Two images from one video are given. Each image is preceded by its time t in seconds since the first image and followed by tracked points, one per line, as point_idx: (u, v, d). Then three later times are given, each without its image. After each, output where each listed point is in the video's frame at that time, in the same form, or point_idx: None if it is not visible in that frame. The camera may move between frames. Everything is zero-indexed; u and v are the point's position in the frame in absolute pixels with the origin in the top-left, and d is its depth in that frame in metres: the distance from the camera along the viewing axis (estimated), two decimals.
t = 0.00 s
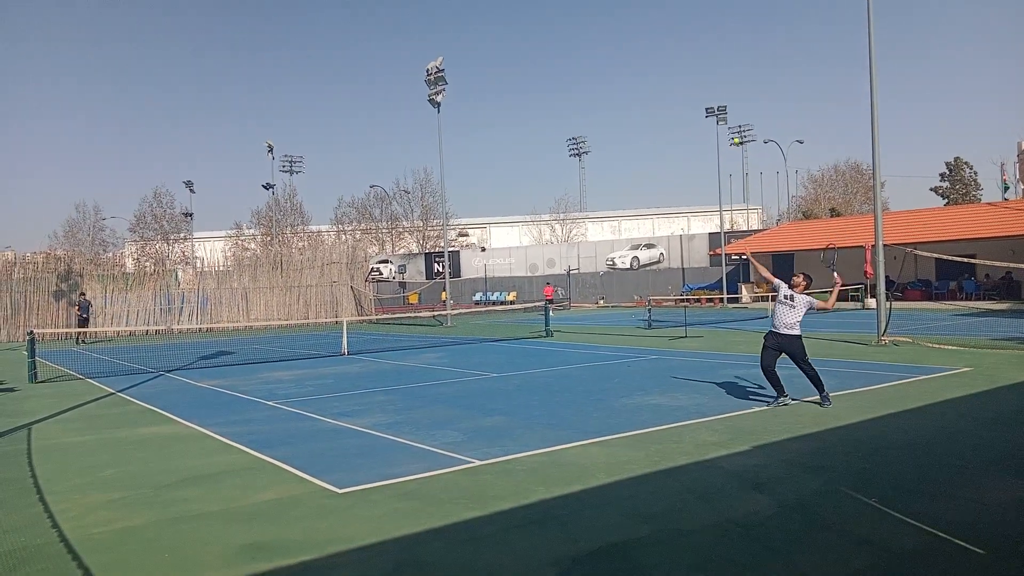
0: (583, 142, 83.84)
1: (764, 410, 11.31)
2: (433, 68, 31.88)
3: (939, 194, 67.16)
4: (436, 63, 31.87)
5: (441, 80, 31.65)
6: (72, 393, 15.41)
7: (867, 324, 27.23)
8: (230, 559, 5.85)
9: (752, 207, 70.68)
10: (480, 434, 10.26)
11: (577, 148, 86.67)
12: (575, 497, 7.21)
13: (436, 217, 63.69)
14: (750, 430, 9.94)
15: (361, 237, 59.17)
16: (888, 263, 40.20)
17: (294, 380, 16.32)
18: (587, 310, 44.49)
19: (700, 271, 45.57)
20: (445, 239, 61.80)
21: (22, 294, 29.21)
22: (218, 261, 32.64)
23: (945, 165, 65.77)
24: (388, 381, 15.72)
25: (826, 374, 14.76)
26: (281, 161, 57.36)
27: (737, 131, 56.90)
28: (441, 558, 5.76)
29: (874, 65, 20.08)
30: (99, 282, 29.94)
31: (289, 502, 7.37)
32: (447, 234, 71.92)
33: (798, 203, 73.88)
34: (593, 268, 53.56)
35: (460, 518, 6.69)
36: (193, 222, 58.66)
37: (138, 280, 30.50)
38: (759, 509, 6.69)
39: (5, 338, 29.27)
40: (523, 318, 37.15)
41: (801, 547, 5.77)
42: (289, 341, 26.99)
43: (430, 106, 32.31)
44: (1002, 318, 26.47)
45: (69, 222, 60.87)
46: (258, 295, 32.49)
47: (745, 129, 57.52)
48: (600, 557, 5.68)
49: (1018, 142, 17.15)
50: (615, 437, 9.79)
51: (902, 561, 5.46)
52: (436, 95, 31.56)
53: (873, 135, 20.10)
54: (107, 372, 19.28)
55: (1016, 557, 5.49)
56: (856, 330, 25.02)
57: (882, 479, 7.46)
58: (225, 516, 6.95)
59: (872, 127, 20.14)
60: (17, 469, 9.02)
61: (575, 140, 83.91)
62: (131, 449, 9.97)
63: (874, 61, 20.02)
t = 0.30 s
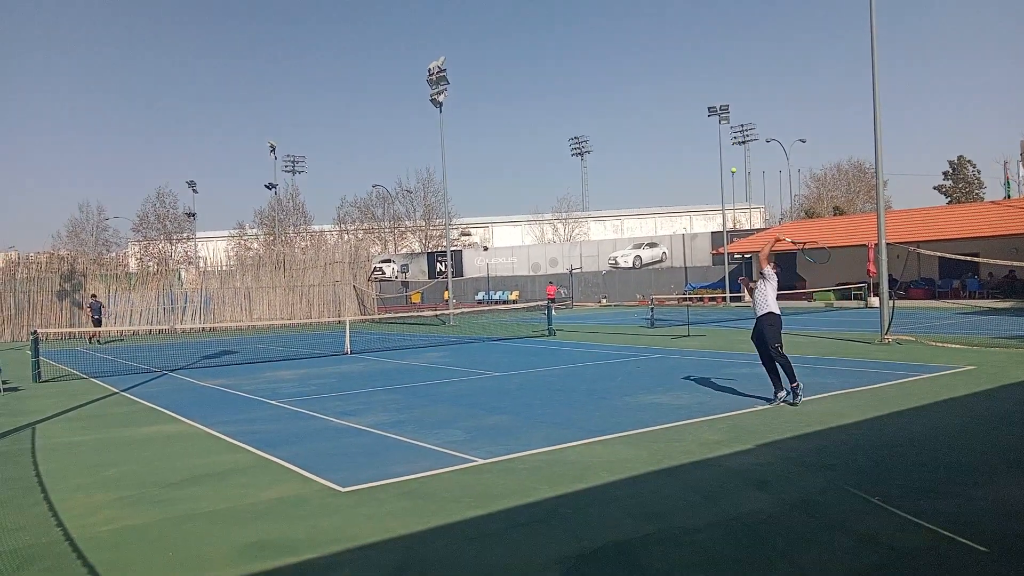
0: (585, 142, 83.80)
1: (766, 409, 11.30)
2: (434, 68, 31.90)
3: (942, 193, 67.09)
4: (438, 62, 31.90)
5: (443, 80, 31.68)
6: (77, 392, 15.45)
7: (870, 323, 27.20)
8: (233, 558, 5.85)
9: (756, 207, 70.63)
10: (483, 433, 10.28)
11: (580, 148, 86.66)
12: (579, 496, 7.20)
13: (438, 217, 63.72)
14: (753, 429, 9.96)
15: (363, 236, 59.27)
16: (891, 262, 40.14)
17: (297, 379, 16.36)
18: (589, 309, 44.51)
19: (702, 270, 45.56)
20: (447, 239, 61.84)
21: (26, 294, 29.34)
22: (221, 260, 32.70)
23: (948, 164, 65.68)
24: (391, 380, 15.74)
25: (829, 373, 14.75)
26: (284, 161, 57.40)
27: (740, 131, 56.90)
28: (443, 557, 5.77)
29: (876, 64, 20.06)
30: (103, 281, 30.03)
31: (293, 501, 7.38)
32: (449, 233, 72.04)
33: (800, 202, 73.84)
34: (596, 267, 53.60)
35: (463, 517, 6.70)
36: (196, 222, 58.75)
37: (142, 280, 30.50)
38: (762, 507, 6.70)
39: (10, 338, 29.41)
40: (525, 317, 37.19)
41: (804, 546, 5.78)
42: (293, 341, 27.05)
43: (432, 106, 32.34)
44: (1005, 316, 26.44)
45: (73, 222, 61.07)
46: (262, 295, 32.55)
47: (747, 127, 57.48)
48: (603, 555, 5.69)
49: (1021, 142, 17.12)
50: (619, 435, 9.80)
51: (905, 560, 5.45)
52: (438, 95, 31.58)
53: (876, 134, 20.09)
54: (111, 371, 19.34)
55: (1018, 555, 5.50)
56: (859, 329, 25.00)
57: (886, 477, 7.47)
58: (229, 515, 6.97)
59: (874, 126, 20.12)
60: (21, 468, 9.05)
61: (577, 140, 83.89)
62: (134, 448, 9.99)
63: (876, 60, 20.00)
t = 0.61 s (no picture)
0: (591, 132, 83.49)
1: (775, 399, 11.27)
2: (440, 58, 31.79)
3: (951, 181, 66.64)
4: (443, 53, 31.80)
5: (448, 71, 31.59)
6: (86, 384, 15.51)
7: (878, 313, 27.10)
8: (243, 548, 5.88)
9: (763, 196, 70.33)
10: (491, 423, 10.30)
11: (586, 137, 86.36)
12: (587, 486, 7.21)
13: (444, 208, 63.67)
14: (761, 419, 9.94)
15: (370, 228, 59.24)
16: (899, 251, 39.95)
17: (305, 371, 16.40)
18: (596, 300, 44.45)
19: (709, 260, 45.42)
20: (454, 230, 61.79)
21: (35, 287, 29.40)
22: (228, 252, 32.72)
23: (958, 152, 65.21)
24: (398, 372, 15.77)
25: (838, 363, 14.69)
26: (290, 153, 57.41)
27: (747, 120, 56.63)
28: (452, 547, 5.78)
29: (884, 51, 19.91)
30: (111, 273, 30.09)
31: (302, 491, 7.41)
32: (455, 225, 71.95)
33: (808, 191, 73.47)
34: (602, 258, 53.48)
35: (472, 507, 6.71)
36: (203, 214, 58.82)
37: (149, 273, 30.60)
38: (771, 497, 6.69)
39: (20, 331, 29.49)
40: (532, 308, 37.16)
41: (814, 535, 5.77)
42: (300, 332, 27.10)
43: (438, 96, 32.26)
44: (1015, 305, 26.27)
45: (80, 215, 61.23)
46: (269, 287, 32.60)
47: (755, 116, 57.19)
48: (612, 545, 5.69)
49: None
50: (627, 426, 9.80)
51: (916, 549, 5.44)
52: (443, 85, 31.49)
53: (883, 121, 19.95)
54: (120, 363, 19.44)
55: None
56: (868, 319, 24.90)
57: (894, 467, 7.45)
58: (240, 505, 7.00)
59: (882, 114, 19.98)
60: (32, 459, 9.10)
61: (583, 130, 83.58)
62: (144, 439, 10.04)
63: (884, 47, 19.84)
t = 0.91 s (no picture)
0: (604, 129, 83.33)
1: (789, 397, 11.22)
2: (453, 54, 31.79)
3: (967, 177, 66.05)
4: (456, 49, 31.80)
5: (461, 66, 31.58)
6: (102, 379, 15.64)
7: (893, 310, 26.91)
8: (258, 543, 5.92)
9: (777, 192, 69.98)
10: (503, 420, 10.31)
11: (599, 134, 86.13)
12: (600, 483, 7.20)
13: (457, 204, 63.73)
14: (775, 417, 9.90)
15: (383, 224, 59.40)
16: (915, 248, 39.65)
17: (318, 366, 16.47)
18: (608, 297, 44.41)
19: (722, 256, 45.25)
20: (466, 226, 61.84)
21: (52, 281, 29.59)
22: (242, 248, 32.91)
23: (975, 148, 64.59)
24: (410, 368, 15.81)
25: (852, 361, 14.60)
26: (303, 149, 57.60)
27: (762, 115, 56.30)
28: (464, 543, 5.79)
29: (901, 46, 19.73)
30: (127, 269, 30.55)
31: (316, 486, 7.44)
32: (467, 221, 72.05)
33: (823, 187, 73.04)
34: (615, 254, 53.38)
35: (486, 503, 6.73)
36: (217, 210, 59.12)
37: (164, 268, 31.00)
38: (785, 496, 6.66)
39: (37, 326, 29.56)
40: (544, 305, 37.16)
41: (827, 534, 5.74)
42: (314, 328, 27.23)
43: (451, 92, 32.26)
44: None
45: (96, 211, 61.74)
46: (282, 283, 32.76)
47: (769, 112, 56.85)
48: (624, 543, 5.69)
49: None
50: (640, 423, 9.78)
51: (930, 549, 5.40)
52: (456, 81, 31.48)
53: (900, 117, 19.78)
54: (135, 358, 19.60)
55: None
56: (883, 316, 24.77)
57: (909, 466, 7.40)
58: (254, 500, 7.04)
59: (899, 109, 19.81)
60: (49, 453, 9.18)
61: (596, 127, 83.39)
62: (160, 434, 10.12)
63: (901, 42, 19.67)
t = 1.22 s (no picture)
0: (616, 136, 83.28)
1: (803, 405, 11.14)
2: (465, 62, 31.89)
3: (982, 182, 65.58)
4: (469, 57, 31.91)
5: (473, 74, 31.67)
6: (118, 386, 15.75)
7: (907, 317, 26.71)
8: (270, 550, 5.92)
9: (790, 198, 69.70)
10: (515, 427, 10.30)
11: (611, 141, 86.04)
12: (613, 491, 7.17)
13: (469, 211, 63.84)
14: (788, 424, 9.83)
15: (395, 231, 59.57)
16: (930, 255, 39.37)
17: (330, 374, 16.52)
18: (620, 303, 44.32)
19: (735, 263, 45.08)
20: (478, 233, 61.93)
21: (67, 289, 29.90)
22: (255, 256, 33.07)
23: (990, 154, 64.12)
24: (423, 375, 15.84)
25: (867, 368, 14.50)
26: (316, 157, 57.87)
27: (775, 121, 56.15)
28: (476, 551, 5.77)
29: (915, 51, 19.62)
30: (141, 278, 30.51)
31: (329, 494, 7.45)
32: (479, 228, 72.15)
33: (836, 193, 72.69)
34: (627, 261, 53.27)
35: (499, 511, 6.72)
36: (230, 218, 59.44)
37: (179, 276, 30.92)
38: (799, 504, 6.61)
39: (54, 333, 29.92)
40: (556, 312, 37.12)
41: (842, 543, 5.68)
42: (326, 335, 27.33)
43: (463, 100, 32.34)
44: None
45: (111, 219, 62.24)
46: (295, 290, 32.91)
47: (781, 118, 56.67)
48: (637, 551, 5.65)
49: None
50: (652, 431, 9.75)
51: (947, 558, 5.34)
52: (468, 89, 31.57)
53: (914, 122, 19.66)
54: (150, 365, 19.73)
55: None
56: (898, 323, 24.58)
57: (925, 474, 7.33)
58: (267, 508, 7.06)
59: (913, 114, 19.69)
60: (64, 460, 9.24)
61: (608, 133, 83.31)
62: (174, 441, 10.17)
63: (915, 47, 19.55)
